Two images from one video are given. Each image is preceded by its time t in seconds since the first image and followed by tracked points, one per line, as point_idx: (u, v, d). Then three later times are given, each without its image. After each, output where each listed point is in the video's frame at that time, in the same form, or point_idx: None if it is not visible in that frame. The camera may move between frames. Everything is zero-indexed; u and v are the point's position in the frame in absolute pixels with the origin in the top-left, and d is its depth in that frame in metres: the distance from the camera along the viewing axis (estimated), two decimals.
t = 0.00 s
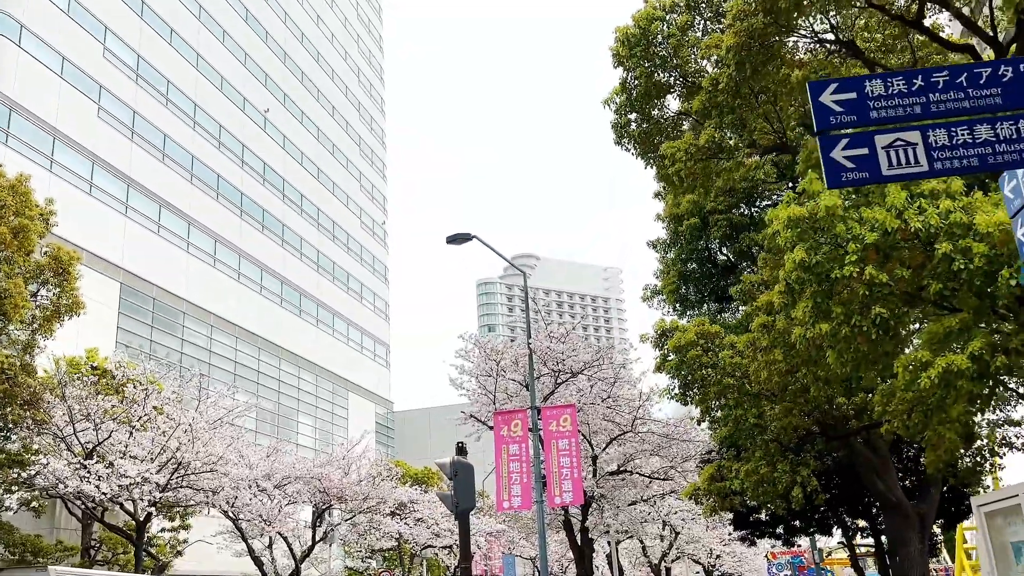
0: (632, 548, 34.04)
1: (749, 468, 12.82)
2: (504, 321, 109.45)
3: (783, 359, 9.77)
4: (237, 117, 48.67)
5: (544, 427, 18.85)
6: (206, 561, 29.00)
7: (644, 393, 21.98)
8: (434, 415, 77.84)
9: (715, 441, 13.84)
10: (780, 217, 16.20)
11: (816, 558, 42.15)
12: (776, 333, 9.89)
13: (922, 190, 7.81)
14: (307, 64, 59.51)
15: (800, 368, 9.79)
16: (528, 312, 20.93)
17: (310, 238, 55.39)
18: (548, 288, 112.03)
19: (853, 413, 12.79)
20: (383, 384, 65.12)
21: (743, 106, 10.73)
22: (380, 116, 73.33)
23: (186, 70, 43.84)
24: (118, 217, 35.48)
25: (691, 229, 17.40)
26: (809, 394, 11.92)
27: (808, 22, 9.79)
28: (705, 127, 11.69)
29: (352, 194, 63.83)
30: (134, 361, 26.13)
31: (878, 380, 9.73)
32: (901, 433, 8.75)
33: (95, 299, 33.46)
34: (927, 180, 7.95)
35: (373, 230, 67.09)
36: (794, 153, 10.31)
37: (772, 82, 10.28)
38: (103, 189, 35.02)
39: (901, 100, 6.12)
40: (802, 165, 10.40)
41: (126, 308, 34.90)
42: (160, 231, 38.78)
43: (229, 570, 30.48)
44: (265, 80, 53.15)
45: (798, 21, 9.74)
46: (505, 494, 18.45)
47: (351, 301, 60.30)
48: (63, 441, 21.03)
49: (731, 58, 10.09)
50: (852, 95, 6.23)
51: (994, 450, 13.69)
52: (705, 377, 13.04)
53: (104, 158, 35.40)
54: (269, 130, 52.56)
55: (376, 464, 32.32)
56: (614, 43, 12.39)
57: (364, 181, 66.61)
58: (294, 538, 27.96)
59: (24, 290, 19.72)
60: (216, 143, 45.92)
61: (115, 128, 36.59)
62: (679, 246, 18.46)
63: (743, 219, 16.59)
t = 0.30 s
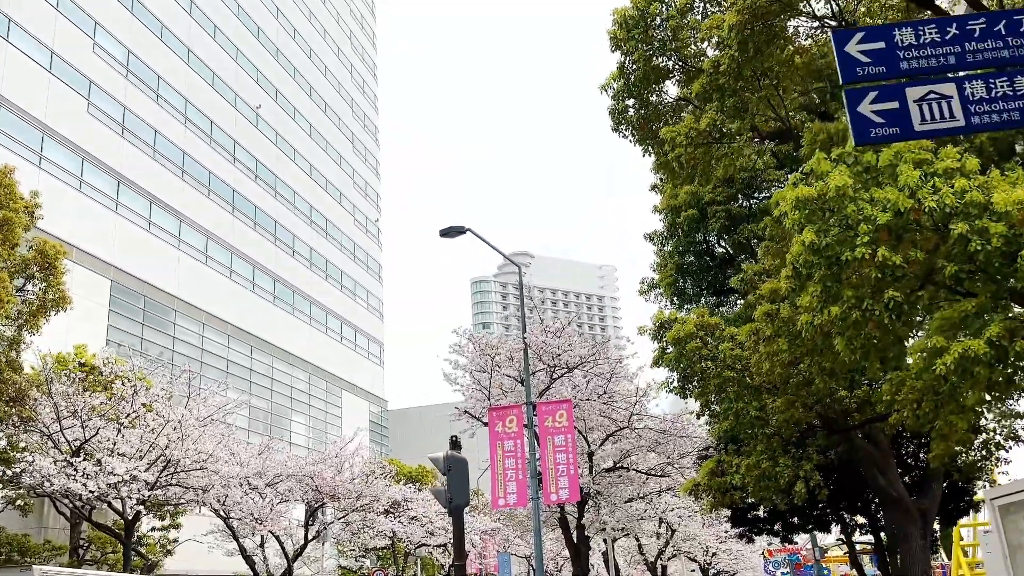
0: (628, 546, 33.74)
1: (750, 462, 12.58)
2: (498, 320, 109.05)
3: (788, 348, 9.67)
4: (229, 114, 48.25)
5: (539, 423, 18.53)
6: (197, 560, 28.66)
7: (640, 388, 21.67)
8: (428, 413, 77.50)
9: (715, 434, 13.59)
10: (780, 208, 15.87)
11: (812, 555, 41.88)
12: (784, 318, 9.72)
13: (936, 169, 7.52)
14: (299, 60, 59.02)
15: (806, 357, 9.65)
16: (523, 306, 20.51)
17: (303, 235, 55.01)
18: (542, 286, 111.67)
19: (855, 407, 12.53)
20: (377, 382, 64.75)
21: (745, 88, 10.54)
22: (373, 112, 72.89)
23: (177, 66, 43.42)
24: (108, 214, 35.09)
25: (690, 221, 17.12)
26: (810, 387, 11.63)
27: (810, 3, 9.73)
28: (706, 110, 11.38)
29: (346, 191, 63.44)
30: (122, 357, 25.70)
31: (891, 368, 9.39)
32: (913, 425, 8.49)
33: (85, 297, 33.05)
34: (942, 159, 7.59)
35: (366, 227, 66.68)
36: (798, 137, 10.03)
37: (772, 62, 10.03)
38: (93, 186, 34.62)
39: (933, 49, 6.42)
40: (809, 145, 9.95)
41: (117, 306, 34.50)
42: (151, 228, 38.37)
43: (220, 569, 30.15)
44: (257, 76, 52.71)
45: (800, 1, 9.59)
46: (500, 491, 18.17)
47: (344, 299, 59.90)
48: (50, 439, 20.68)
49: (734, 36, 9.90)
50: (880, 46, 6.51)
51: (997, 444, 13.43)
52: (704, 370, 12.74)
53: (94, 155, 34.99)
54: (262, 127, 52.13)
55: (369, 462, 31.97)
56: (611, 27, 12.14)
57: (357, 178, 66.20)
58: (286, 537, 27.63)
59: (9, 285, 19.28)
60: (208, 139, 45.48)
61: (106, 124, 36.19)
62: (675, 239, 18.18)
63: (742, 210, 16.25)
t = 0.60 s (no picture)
0: (624, 544, 33.42)
1: (752, 457, 12.31)
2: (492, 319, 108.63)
3: (793, 336, 9.47)
4: (221, 109, 47.81)
5: (535, 418, 18.23)
6: (186, 558, 28.27)
7: (637, 384, 21.44)
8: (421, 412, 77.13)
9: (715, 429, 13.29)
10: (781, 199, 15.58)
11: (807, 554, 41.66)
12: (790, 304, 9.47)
13: (951, 146, 7.12)
14: (292, 55, 58.59)
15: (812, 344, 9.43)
16: (518, 300, 20.15)
17: (296, 232, 54.57)
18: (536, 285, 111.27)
19: (858, 400, 12.24)
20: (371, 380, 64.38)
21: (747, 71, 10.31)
22: (367, 109, 72.44)
23: (168, 60, 42.93)
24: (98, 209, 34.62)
25: (688, 213, 16.79)
26: (812, 379, 11.32)
27: None
28: (708, 93, 11.05)
29: (339, 187, 62.99)
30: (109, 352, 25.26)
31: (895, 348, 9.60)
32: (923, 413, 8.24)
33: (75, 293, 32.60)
34: (957, 136, 7.21)
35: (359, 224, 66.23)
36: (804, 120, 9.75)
37: (775, 44, 10.05)
38: (84, 180, 34.17)
39: None
40: (812, 128, 9.75)
41: (106, 302, 34.05)
42: (141, 224, 37.92)
43: (209, 567, 29.79)
44: (250, 72, 52.24)
45: None
46: (495, 487, 17.83)
47: (337, 296, 59.47)
48: (35, 435, 20.31)
49: (737, 16, 9.65)
50: None
51: (1004, 439, 13.13)
52: (705, 363, 12.41)
53: (85, 150, 34.53)
54: (254, 123, 51.65)
55: (362, 460, 31.61)
56: (610, 10, 11.84)
57: (350, 175, 65.75)
58: (277, 535, 27.28)
59: None
60: (200, 134, 45.02)
61: (96, 118, 35.70)
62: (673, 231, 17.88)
63: (741, 202, 15.96)
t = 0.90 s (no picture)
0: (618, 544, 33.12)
1: (753, 452, 12.06)
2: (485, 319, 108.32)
3: (798, 326, 9.23)
4: (213, 105, 47.39)
5: (529, 414, 17.91)
6: (175, 557, 27.88)
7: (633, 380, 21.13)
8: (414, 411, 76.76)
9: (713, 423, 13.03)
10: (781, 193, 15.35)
11: (802, 554, 41.45)
12: (795, 293, 9.23)
13: (966, 124, 6.88)
14: (285, 51, 58.20)
15: (817, 332, 9.20)
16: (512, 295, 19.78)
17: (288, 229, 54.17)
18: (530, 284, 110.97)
19: (860, 395, 11.99)
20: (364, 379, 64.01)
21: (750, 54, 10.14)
22: (360, 106, 72.08)
23: (160, 55, 42.50)
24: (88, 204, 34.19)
25: (686, 205, 16.49)
26: (815, 372, 11.07)
27: None
28: (709, 77, 10.81)
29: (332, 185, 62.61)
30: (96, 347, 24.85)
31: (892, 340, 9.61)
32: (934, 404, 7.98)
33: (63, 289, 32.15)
34: (972, 113, 6.97)
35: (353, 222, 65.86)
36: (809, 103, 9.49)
37: (778, 26, 9.88)
38: (73, 175, 33.74)
39: None
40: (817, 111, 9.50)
41: (96, 298, 33.59)
42: (132, 220, 37.49)
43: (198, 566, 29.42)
44: (243, 67, 51.83)
45: None
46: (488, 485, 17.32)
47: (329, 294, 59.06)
48: (21, 431, 19.92)
49: None
50: None
51: (1008, 436, 12.89)
52: (704, 356, 12.15)
53: (75, 144, 34.10)
54: (246, 119, 51.23)
55: (353, 457, 31.27)
56: None
57: (344, 172, 65.38)
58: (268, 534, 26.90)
59: None
60: (192, 130, 44.60)
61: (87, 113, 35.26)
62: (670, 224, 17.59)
63: (740, 195, 15.74)
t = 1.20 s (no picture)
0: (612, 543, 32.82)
1: (753, 449, 11.79)
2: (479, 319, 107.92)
3: (803, 318, 8.96)
4: (206, 100, 46.98)
5: (523, 411, 17.60)
6: (163, 555, 27.48)
7: (629, 378, 20.86)
8: (407, 409, 76.42)
9: (712, 420, 12.76)
10: (781, 188, 15.10)
11: (796, 554, 41.22)
12: (800, 283, 8.98)
13: (984, 104, 6.64)
14: (279, 47, 57.79)
15: (823, 324, 8.93)
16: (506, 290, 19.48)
17: (281, 225, 53.75)
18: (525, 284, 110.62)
19: (862, 392, 11.74)
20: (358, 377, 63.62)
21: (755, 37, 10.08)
22: (355, 103, 71.71)
23: (152, 49, 42.07)
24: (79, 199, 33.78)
25: (686, 199, 16.15)
26: (817, 368, 10.81)
27: None
28: (710, 63, 10.69)
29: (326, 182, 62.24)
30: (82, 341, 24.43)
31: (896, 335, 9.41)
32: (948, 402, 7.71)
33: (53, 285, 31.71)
34: (989, 94, 6.74)
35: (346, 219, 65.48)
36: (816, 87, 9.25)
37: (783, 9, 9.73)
38: (64, 170, 33.31)
39: None
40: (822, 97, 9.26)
41: (86, 294, 33.20)
42: (123, 215, 37.06)
43: (187, 565, 29.03)
44: (236, 63, 51.42)
45: None
46: (481, 482, 17.10)
47: (323, 291, 58.70)
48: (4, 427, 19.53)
49: None
50: None
51: (1012, 434, 12.65)
52: (703, 352, 11.92)
53: (66, 138, 33.70)
54: (239, 114, 50.83)
55: (345, 455, 30.93)
56: None
57: (337, 169, 65.00)
58: (258, 532, 26.56)
59: None
60: (184, 125, 44.17)
61: (78, 107, 34.84)
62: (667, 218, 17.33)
63: (739, 189, 15.50)
